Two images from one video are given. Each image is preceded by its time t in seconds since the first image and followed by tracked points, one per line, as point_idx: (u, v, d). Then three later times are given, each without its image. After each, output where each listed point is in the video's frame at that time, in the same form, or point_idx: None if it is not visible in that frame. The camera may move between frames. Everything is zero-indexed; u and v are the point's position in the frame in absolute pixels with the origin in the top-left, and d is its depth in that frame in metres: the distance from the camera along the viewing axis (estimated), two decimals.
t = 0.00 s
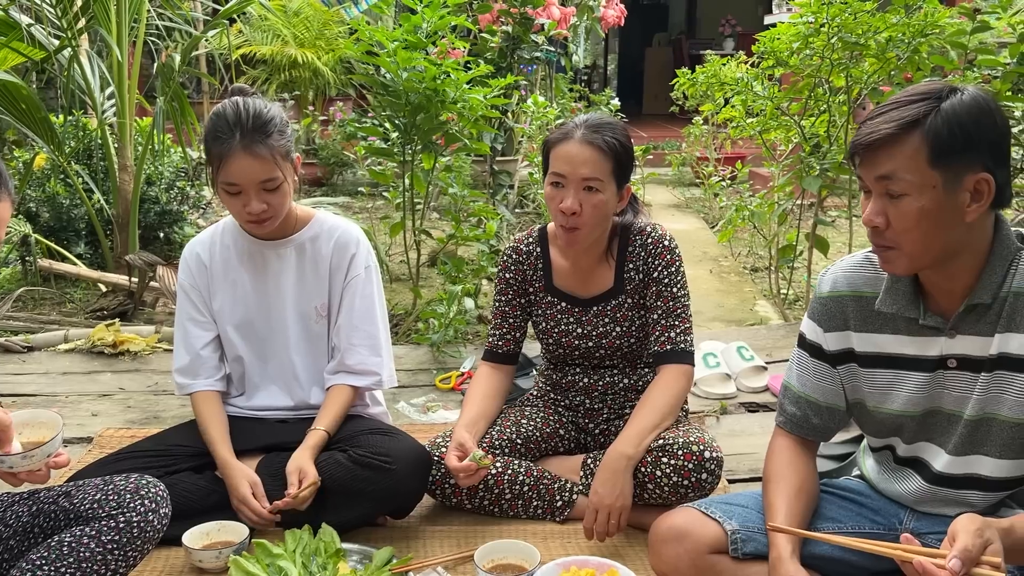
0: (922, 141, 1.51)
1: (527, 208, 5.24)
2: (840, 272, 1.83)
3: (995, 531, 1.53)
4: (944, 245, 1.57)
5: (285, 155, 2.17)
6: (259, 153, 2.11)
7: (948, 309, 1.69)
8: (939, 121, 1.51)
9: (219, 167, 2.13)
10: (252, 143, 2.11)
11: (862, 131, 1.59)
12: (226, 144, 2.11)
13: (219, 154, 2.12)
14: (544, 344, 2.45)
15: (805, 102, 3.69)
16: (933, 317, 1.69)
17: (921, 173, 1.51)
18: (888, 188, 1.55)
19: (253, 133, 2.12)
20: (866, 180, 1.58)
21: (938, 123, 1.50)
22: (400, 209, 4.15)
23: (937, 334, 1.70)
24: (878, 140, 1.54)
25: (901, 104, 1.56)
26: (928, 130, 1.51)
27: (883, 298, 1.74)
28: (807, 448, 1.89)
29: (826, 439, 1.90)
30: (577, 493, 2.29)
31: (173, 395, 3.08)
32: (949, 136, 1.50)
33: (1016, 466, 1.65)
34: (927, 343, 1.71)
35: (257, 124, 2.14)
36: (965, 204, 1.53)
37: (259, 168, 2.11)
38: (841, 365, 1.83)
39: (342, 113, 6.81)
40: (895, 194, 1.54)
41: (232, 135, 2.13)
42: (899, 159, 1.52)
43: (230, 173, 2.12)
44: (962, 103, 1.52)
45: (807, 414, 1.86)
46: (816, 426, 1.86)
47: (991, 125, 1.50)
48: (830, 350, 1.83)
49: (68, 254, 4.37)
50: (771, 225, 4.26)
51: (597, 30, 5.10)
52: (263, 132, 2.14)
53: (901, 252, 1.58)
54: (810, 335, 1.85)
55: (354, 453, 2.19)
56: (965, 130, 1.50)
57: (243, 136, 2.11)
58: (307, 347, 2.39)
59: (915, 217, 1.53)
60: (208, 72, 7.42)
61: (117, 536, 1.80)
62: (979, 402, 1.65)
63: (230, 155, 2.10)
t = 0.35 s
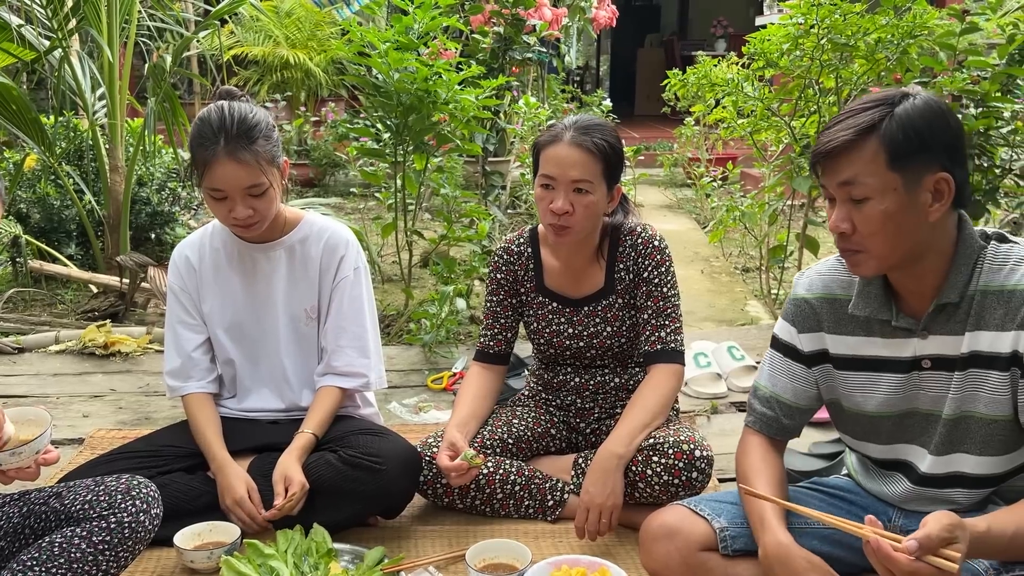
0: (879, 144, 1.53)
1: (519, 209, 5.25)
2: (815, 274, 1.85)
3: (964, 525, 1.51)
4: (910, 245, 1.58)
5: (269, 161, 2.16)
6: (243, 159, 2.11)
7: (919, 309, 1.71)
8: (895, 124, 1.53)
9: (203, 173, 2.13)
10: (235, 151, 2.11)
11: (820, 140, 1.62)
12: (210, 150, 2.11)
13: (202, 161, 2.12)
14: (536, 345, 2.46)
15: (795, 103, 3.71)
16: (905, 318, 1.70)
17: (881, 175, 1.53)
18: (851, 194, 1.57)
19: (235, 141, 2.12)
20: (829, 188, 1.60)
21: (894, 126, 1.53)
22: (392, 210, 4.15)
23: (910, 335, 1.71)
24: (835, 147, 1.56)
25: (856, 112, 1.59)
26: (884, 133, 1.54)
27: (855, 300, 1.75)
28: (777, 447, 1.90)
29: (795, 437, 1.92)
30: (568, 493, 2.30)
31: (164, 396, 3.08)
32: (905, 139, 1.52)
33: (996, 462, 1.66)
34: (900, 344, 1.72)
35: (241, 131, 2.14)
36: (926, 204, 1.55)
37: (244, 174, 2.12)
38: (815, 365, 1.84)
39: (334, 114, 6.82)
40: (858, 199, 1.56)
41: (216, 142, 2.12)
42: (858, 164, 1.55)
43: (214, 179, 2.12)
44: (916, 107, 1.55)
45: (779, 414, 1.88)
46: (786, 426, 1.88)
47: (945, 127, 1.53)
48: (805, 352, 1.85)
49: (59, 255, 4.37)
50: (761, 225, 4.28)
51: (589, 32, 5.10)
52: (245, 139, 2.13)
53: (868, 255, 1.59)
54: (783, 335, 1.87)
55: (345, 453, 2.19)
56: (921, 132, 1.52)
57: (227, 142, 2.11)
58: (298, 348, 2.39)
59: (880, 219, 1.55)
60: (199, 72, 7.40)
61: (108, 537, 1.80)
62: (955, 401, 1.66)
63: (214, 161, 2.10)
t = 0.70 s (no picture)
0: (794, 164, 1.53)
1: (514, 210, 5.26)
2: (764, 294, 1.84)
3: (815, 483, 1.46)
4: (837, 261, 1.58)
5: (265, 160, 2.17)
6: (237, 155, 2.11)
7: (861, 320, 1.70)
8: (807, 146, 1.53)
9: (198, 171, 2.13)
10: (231, 149, 2.11)
11: (740, 165, 1.62)
12: (204, 147, 2.11)
13: (198, 159, 2.12)
14: (531, 345, 2.46)
15: (789, 104, 3.72)
16: (848, 330, 1.70)
17: (800, 196, 1.53)
18: (773, 215, 1.56)
19: (232, 139, 2.12)
20: (752, 211, 1.60)
21: (806, 147, 1.53)
22: (387, 211, 4.15)
23: (857, 345, 1.70)
24: (753, 172, 1.56)
25: (772, 135, 1.59)
26: (799, 154, 1.53)
27: (801, 318, 1.75)
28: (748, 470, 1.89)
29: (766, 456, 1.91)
30: (564, 493, 2.31)
31: (158, 397, 3.08)
32: (818, 158, 1.52)
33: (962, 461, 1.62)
34: (847, 356, 1.71)
35: (237, 129, 2.14)
36: (846, 221, 1.54)
37: (239, 171, 2.12)
38: (776, 384, 1.85)
39: (328, 115, 6.82)
40: (780, 220, 1.56)
41: (211, 140, 2.12)
42: (777, 186, 1.54)
43: (209, 177, 2.12)
44: (827, 127, 1.54)
45: (746, 436, 1.87)
46: (753, 447, 1.88)
47: (858, 144, 1.52)
48: (762, 372, 1.85)
49: (53, 257, 4.36)
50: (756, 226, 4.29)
51: (584, 33, 5.10)
52: (241, 138, 2.14)
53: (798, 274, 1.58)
54: (740, 358, 1.87)
55: (339, 454, 2.20)
56: (834, 152, 1.52)
57: (222, 139, 2.11)
58: (292, 349, 2.39)
59: (803, 238, 1.54)
60: (194, 74, 7.40)
61: (103, 538, 1.79)
62: (904, 406, 1.64)
63: (209, 157, 2.10)
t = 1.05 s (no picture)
0: (718, 193, 1.47)
1: (511, 211, 5.25)
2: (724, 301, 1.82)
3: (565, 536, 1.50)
4: (768, 285, 1.53)
5: (264, 156, 2.17)
6: (237, 150, 2.12)
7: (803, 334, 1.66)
8: (728, 175, 1.47)
9: (198, 166, 2.13)
10: (231, 144, 2.12)
11: (668, 193, 1.56)
12: (204, 143, 2.12)
13: (198, 155, 2.12)
14: (528, 346, 2.46)
15: (785, 106, 3.72)
16: (789, 345, 1.66)
17: (726, 224, 1.47)
18: (701, 244, 1.51)
19: (231, 134, 2.13)
20: (681, 240, 1.54)
21: (727, 177, 1.47)
22: (383, 212, 4.15)
23: (796, 360, 1.67)
24: (679, 202, 1.51)
25: (697, 162, 1.53)
26: (723, 182, 1.47)
27: (746, 331, 1.72)
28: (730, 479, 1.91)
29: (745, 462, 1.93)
30: (561, 493, 2.31)
31: (154, 399, 3.07)
32: (741, 187, 1.46)
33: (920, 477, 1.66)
34: (788, 370, 1.69)
35: (236, 125, 2.15)
36: (774, 247, 1.49)
37: (239, 166, 2.12)
38: (744, 392, 1.85)
39: (325, 116, 6.81)
40: (709, 248, 1.50)
41: (210, 136, 2.13)
42: (703, 216, 1.49)
43: (208, 172, 2.12)
44: (749, 154, 1.48)
45: (720, 446, 1.90)
46: (732, 455, 1.90)
47: (780, 169, 1.47)
48: (731, 380, 1.85)
49: (49, 258, 4.35)
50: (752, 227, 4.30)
51: (581, 35, 5.11)
52: (241, 134, 2.14)
53: (730, 300, 1.54)
54: (708, 368, 1.88)
55: (336, 455, 2.20)
56: (755, 180, 1.46)
57: (222, 135, 2.12)
58: (289, 349, 2.38)
59: (732, 266, 1.49)
60: (190, 75, 7.39)
61: (100, 539, 1.79)
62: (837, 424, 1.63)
63: (209, 152, 2.11)
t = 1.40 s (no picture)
0: (659, 223, 1.47)
1: (510, 212, 5.25)
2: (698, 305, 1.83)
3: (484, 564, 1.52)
4: (716, 309, 1.53)
5: (262, 155, 2.17)
6: (236, 148, 2.12)
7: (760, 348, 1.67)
8: (668, 205, 1.47)
9: (196, 164, 2.13)
10: (229, 141, 2.12)
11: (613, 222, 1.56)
12: (203, 141, 2.12)
13: (196, 153, 2.12)
14: (525, 347, 2.46)
15: (783, 106, 3.72)
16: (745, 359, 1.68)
17: (669, 253, 1.47)
18: (648, 273, 1.52)
19: (230, 132, 2.13)
20: (629, 267, 1.55)
21: (667, 207, 1.47)
22: (381, 213, 4.15)
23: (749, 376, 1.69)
24: (623, 233, 1.51)
25: (640, 191, 1.53)
26: (664, 211, 1.47)
27: (707, 342, 1.76)
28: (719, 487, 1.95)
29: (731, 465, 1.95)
30: (558, 494, 2.31)
31: (151, 400, 3.07)
32: (681, 218, 1.46)
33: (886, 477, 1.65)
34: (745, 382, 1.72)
35: (235, 123, 2.15)
36: (719, 272, 1.49)
37: (237, 164, 2.12)
38: (721, 397, 1.86)
39: (323, 117, 6.81)
40: (655, 277, 1.51)
41: (208, 134, 2.13)
42: (646, 246, 1.49)
43: (206, 170, 2.12)
44: (688, 182, 1.48)
45: (703, 452, 1.91)
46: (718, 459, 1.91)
47: (718, 196, 1.46)
48: (706, 386, 1.87)
49: (46, 259, 4.36)
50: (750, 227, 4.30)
51: (579, 36, 5.11)
52: (240, 132, 2.14)
53: (680, 325, 1.55)
54: (685, 376, 1.89)
55: (333, 455, 2.20)
56: (695, 208, 1.46)
57: (221, 133, 2.12)
58: (285, 350, 2.38)
59: (679, 293, 1.50)
60: (188, 76, 7.39)
61: (96, 541, 1.78)
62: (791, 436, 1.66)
63: (207, 150, 2.10)
